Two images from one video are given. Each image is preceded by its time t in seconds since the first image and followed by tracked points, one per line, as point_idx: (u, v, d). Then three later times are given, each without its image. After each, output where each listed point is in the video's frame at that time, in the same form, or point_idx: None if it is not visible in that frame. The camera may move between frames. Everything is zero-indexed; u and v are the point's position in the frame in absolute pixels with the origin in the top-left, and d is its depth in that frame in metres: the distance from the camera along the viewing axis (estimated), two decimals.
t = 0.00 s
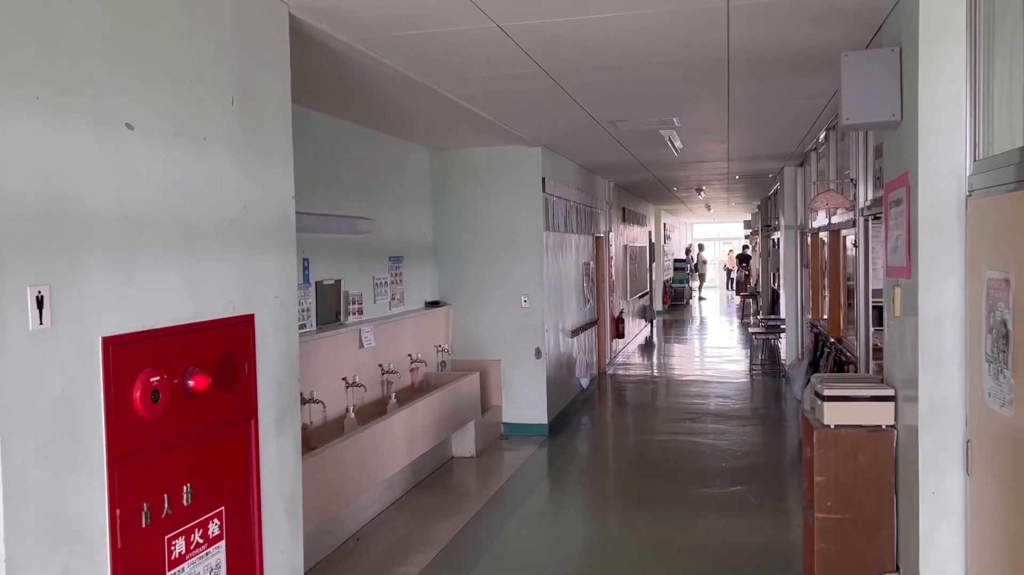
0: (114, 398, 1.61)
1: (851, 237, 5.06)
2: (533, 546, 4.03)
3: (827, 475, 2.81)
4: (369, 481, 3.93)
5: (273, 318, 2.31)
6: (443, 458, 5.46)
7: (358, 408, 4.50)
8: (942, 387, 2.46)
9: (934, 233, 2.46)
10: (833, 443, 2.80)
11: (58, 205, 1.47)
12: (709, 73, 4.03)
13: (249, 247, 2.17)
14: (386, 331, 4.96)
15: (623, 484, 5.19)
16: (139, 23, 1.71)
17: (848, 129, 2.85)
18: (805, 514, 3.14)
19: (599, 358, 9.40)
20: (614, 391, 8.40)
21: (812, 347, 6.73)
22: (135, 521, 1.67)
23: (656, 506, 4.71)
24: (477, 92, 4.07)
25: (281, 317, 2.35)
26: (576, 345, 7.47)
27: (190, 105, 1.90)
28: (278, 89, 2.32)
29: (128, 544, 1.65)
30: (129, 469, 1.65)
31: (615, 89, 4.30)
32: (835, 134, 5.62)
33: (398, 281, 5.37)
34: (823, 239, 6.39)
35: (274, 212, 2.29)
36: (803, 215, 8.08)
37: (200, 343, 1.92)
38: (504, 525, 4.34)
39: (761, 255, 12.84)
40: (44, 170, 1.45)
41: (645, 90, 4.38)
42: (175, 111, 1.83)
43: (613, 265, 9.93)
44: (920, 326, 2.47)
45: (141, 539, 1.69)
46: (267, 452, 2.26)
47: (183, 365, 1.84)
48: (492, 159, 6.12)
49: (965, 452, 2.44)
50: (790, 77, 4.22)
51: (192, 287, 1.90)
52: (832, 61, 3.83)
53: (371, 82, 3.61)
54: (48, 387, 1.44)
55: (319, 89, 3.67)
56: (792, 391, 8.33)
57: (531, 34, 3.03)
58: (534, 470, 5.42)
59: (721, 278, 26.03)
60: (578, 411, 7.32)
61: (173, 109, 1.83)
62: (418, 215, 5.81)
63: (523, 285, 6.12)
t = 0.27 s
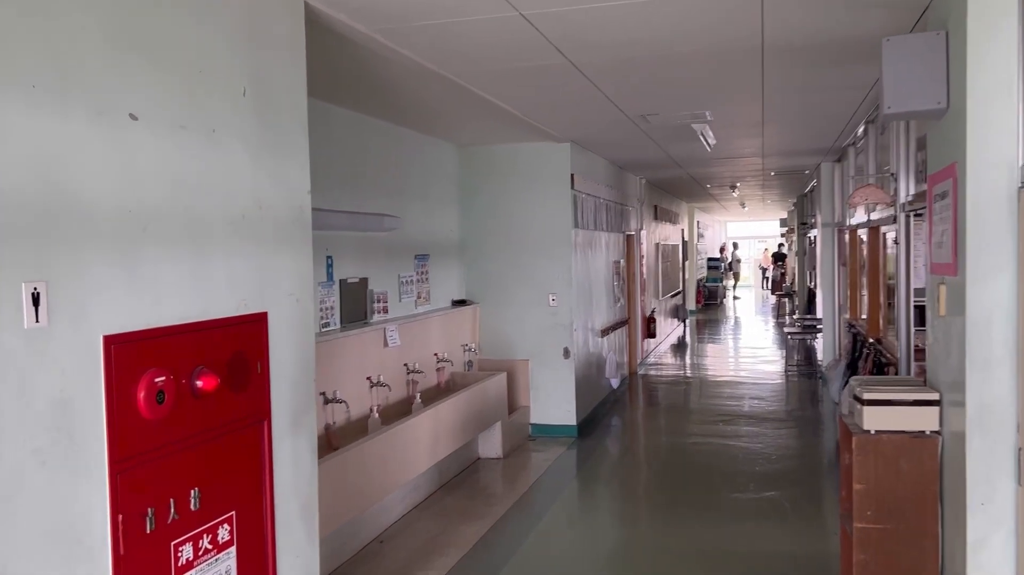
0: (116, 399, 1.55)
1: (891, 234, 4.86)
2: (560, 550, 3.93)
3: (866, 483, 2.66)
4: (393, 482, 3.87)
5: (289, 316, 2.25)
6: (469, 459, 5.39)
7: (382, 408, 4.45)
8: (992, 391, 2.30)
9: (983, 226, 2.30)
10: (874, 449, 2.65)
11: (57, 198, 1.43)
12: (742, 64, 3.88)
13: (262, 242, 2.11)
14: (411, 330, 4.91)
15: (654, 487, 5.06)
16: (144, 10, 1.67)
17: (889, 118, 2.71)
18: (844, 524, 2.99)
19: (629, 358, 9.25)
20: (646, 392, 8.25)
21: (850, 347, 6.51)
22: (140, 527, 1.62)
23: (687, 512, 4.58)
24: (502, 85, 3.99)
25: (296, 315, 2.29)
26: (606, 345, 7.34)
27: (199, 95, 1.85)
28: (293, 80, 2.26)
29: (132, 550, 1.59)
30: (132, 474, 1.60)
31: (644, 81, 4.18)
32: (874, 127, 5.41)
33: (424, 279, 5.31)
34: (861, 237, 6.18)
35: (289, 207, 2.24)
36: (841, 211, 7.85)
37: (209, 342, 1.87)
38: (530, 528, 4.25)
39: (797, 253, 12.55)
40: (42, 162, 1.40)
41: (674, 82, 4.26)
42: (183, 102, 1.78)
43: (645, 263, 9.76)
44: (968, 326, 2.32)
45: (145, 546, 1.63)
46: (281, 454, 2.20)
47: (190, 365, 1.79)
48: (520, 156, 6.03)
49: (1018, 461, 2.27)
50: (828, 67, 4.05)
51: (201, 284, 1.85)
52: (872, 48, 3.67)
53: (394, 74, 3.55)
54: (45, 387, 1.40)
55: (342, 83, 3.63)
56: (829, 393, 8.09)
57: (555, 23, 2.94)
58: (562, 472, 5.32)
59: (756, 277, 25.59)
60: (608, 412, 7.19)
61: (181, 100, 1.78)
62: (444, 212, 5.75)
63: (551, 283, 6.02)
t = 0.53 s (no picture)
0: (120, 403, 1.54)
1: (944, 229, 4.63)
2: (593, 554, 3.84)
3: (913, 493, 2.50)
4: (423, 483, 3.83)
5: (307, 315, 2.22)
6: (504, 459, 5.33)
7: (414, 407, 4.42)
8: None
9: None
10: (922, 457, 2.49)
11: (55, 195, 1.41)
12: (782, 52, 3.72)
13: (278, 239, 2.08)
14: (445, 328, 4.86)
15: (695, 490, 4.91)
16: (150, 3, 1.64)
17: (941, 106, 2.53)
18: (890, 536, 2.82)
19: (670, 357, 9.06)
20: (688, 392, 8.07)
21: (900, 348, 6.25)
22: (146, 534, 1.60)
23: (727, 516, 4.44)
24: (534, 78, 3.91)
25: (315, 314, 2.25)
26: (645, 343, 7.20)
27: (209, 89, 1.82)
28: (310, 74, 2.22)
29: (137, 557, 1.58)
30: (138, 478, 1.58)
31: (680, 72, 4.05)
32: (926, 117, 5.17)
33: (458, 276, 5.27)
34: (912, 232, 5.91)
35: (306, 203, 2.20)
36: (891, 206, 7.54)
37: (219, 344, 1.84)
38: (564, 530, 4.17)
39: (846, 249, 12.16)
40: (40, 159, 1.39)
41: (712, 73, 4.12)
42: (191, 96, 1.76)
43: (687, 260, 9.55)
44: None
45: (152, 552, 1.61)
46: (299, 458, 2.17)
47: (200, 367, 1.77)
48: (556, 151, 5.93)
49: None
50: (875, 54, 3.86)
51: (210, 282, 1.83)
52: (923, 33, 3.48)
53: (424, 67, 3.51)
54: (43, 390, 1.39)
55: (372, 76, 3.60)
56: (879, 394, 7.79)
57: (583, 11, 2.85)
58: (598, 472, 5.22)
59: (804, 273, 24.96)
60: (648, 412, 7.05)
61: (189, 94, 1.75)
62: (479, 209, 5.69)
63: (587, 281, 5.92)
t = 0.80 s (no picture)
0: (132, 410, 1.55)
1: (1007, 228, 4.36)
2: (631, 561, 3.73)
3: (970, 511, 2.23)
4: (459, 486, 3.77)
5: (332, 317, 2.18)
6: (544, 462, 5.24)
7: (451, 408, 4.37)
8: None
9: None
10: (976, 472, 2.24)
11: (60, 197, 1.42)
12: (834, 41, 3.54)
13: (301, 239, 2.04)
14: (483, 327, 4.80)
15: (743, 497, 4.74)
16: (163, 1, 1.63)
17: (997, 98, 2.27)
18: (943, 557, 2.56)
19: (719, 359, 8.83)
20: (737, 394, 7.85)
21: (958, 352, 5.95)
22: (157, 542, 1.60)
23: (772, 525, 4.27)
24: (571, 71, 3.81)
25: (340, 316, 2.21)
26: (691, 344, 7.02)
27: (227, 86, 1.80)
28: (336, 70, 2.18)
29: (148, 565, 1.58)
30: (149, 486, 1.58)
31: (726, 65, 3.91)
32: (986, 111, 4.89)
33: (497, 276, 5.20)
34: (972, 231, 5.62)
35: (332, 202, 2.16)
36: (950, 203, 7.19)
37: (237, 348, 1.83)
38: (603, 535, 4.06)
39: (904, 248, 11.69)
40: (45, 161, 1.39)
41: (760, 66, 3.95)
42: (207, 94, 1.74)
43: (737, 259, 9.29)
44: None
45: (164, 560, 1.61)
46: (323, 463, 2.14)
47: (216, 372, 1.76)
48: (599, 148, 5.81)
49: None
50: (934, 43, 3.65)
51: (228, 283, 1.81)
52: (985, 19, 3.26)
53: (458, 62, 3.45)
54: (51, 395, 1.40)
55: (405, 74, 3.56)
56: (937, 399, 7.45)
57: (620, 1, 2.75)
58: (640, 476, 5.09)
59: (861, 272, 24.15)
60: (694, 414, 6.87)
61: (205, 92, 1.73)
62: (520, 207, 5.61)
63: (630, 280, 5.79)
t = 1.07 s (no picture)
0: (128, 410, 1.51)
1: None
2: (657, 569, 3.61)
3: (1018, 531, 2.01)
4: (480, 489, 3.69)
5: (345, 316, 2.12)
6: (570, 466, 5.14)
7: (475, 409, 4.30)
8: None
9: None
10: None
11: (53, 189, 1.38)
12: (874, 33, 3.39)
13: (312, 234, 1.99)
14: (509, 327, 4.72)
15: (775, 505, 4.58)
16: None
17: None
18: None
19: (751, 362, 8.62)
20: (771, 399, 7.64)
21: (1000, 359, 5.70)
22: (156, 546, 1.57)
23: (804, 533, 4.12)
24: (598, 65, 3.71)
25: (354, 315, 2.15)
26: (723, 347, 6.85)
27: (235, 76, 1.75)
28: (351, 62, 2.11)
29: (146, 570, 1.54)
30: (147, 488, 1.55)
31: (760, 59, 3.77)
32: None
33: (524, 275, 5.12)
34: (1017, 233, 5.38)
35: (346, 197, 2.10)
36: (994, 203, 6.91)
37: (244, 347, 1.78)
38: (631, 541, 3.95)
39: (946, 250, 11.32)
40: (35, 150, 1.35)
41: (795, 59, 3.81)
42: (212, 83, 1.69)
43: (771, 259, 9.07)
44: None
45: (162, 565, 1.58)
46: (335, 466, 2.08)
47: (220, 372, 1.72)
48: (629, 146, 5.69)
49: None
50: (981, 34, 3.46)
51: (233, 279, 1.76)
52: None
53: (480, 56, 3.37)
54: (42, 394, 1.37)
55: (426, 68, 3.49)
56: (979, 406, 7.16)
57: None
58: (668, 481, 4.96)
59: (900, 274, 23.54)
60: (725, 419, 6.70)
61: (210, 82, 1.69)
62: (548, 205, 5.52)
63: (660, 281, 5.66)
